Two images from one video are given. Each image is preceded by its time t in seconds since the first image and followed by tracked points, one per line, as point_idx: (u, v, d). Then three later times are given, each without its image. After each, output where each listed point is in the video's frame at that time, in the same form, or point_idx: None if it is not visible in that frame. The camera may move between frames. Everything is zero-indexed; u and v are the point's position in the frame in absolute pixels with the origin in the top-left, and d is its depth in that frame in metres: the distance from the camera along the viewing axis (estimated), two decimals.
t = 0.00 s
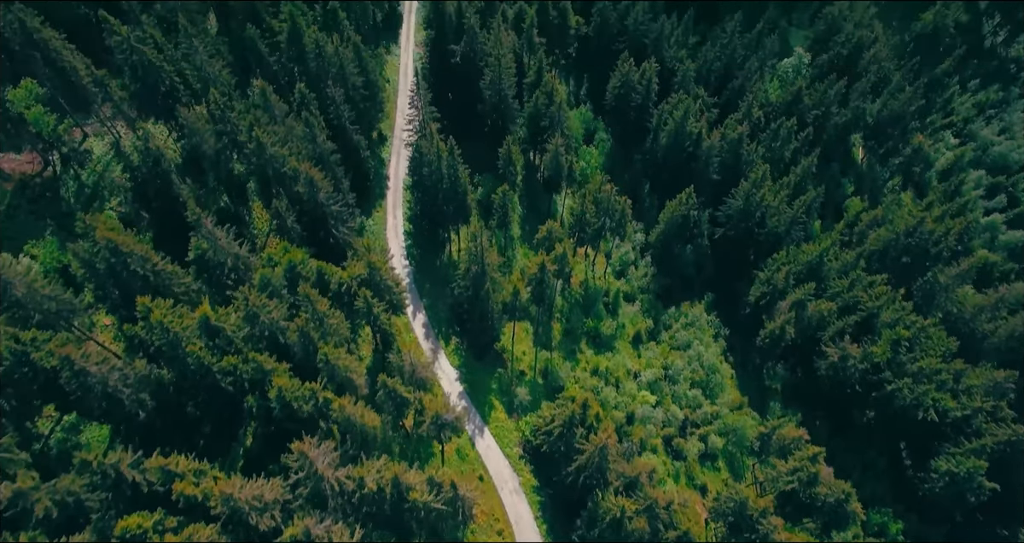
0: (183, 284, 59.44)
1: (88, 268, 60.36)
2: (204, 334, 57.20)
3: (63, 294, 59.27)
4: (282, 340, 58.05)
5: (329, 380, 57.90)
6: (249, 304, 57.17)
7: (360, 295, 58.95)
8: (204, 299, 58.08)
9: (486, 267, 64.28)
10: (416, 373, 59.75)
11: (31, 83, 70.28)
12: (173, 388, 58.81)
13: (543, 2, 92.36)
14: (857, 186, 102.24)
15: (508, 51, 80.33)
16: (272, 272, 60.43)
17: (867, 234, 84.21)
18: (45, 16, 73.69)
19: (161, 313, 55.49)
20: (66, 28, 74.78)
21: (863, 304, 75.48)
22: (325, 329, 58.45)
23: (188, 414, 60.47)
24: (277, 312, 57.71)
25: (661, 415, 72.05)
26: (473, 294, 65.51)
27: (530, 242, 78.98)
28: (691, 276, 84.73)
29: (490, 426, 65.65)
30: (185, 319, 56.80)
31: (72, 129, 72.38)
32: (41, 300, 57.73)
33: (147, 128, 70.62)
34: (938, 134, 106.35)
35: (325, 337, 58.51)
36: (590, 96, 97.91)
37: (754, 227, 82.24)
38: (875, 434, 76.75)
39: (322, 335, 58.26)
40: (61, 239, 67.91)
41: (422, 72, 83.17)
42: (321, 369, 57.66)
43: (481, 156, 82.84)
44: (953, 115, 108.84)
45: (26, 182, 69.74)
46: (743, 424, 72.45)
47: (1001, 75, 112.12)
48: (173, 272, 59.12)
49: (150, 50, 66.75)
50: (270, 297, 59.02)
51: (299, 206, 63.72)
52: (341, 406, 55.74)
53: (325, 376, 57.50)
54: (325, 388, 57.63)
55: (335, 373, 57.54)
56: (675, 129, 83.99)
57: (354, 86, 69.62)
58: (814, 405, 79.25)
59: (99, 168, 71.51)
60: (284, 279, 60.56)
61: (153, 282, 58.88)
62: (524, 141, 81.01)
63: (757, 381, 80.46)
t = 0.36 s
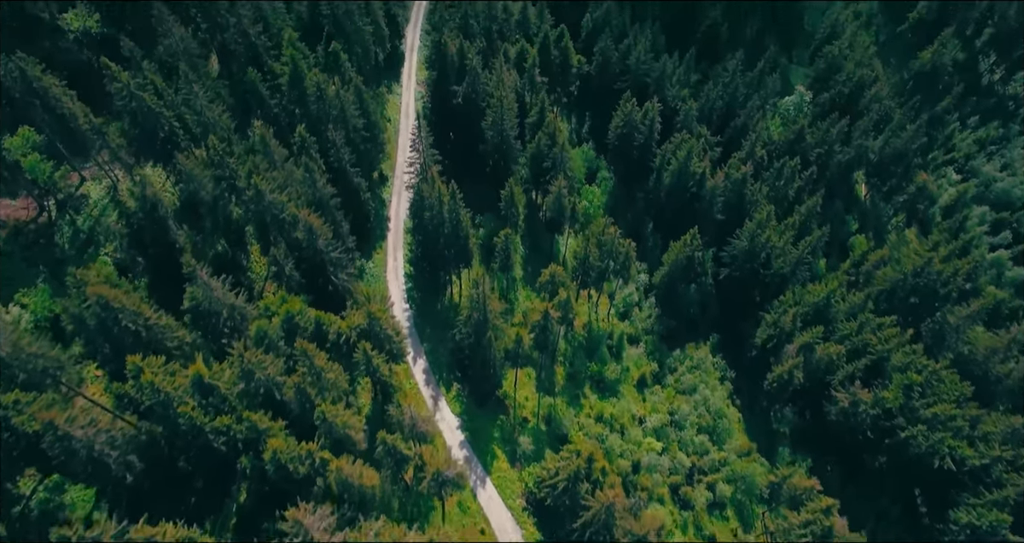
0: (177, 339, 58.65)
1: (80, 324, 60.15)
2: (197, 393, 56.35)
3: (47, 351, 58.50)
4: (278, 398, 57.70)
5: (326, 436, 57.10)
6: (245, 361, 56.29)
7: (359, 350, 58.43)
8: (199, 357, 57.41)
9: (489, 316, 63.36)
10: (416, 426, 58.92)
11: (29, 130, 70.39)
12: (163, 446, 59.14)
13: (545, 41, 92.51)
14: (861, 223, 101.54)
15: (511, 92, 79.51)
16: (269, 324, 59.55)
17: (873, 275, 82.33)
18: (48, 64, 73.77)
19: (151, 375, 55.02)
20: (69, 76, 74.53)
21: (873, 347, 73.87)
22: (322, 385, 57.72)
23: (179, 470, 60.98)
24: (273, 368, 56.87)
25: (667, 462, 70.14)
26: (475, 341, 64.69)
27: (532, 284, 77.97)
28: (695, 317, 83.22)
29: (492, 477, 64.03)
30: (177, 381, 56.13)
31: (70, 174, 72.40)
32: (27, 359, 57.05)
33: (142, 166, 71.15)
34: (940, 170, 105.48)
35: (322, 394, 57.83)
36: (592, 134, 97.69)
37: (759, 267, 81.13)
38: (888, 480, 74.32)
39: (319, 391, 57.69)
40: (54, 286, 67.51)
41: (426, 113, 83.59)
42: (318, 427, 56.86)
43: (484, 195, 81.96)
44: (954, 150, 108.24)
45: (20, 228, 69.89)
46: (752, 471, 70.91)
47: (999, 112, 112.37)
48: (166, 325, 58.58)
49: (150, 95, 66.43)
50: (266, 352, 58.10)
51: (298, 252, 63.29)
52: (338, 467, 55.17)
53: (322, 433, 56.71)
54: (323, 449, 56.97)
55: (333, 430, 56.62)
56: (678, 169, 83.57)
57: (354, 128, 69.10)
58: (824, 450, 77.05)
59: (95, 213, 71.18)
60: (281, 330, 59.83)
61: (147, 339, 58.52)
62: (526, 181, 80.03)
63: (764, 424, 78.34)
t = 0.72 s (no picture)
0: (167, 395, 57.94)
1: (66, 384, 60.19)
2: (187, 454, 56.02)
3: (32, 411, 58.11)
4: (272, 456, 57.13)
5: (322, 496, 56.56)
6: (238, 423, 56.22)
7: (357, 404, 57.77)
8: (188, 417, 57.18)
9: (492, 366, 62.55)
10: (416, 482, 56.73)
11: (24, 177, 70.62)
12: (151, 504, 57.38)
13: (547, 80, 92.38)
14: (867, 260, 99.56)
15: (513, 130, 79.59)
16: (264, 377, 59.28)
17: (882, 315, 80.19)
18: (45, 109, 72.51)
19: (138, 439, 54.69)
20: (70, 115, 73.72)
21: (885, 392, 72.31)
22: (318, 441, 56.76)
23: (170, 524, 58.03)
24: (268, 426, 56.59)
25: (674, 512, 67.40)
26: (477, 389, 63.80)
27: (535, 326, 76.58)
28: (701, 358, 80.94)
29: (493, 528, 63.28)
30: (167, 442, 55.67)
31: (65, 218, 71.39)
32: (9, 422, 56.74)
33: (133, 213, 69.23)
34: (946, 206, 103.62)
35: (317, 453, 57.09)
36: (595, 171, 97.04)
37: (766, 308, 79.38)
38: (903, 529, 72.94)
39: (315, 450, 56.95)
40: (44, 334, 66.52)
41: (428, 153, 83.98)
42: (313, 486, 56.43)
43: (489, 235, 80.98)
44: (958, 186, 107.45)
45: (11, 273, 68.22)
46: (763, 520, 67.51)
47: (1001, 147, 111.78)
48: (157, 381, 57.71)
49: (148, 140, 66.18)
50: (261, 410, 57.77)
51: (296, 299, 63.03)
52: (334, 532, 54.40)
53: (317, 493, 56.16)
54: (316, 511, 56.54)
55: (329, 490, 55.90)
56: (682, 209, 82.82)
57: (355, 170, 68.59)
58: (838, 497, 74.76)
59: (90, 258, 70.00)
60: (277, 384, 59.59)
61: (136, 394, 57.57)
62: (529, 221, 79.21)
63: (774, 470, 75.90)
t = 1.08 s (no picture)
0: (156, 456, 56.71)
1: (47, 446, 56.28)
2: (176, 519, 55.16)
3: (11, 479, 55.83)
4: (265, 519, 55.42)
5: None
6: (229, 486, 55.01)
7: (355, 461, 56.88)
8: (176, 482, 56.27)
9: (493, 416, 60.76)
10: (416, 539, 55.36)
11: (15, 225, 72.13)
12: None
13: (549, 117, 91.77)
14: (873, 297, 97.83)
15: (515, 169, 78.41)
16: (259, 432, 57.89)
17: (892, 356, 77.71)
18: (40, 151, 72.08)
19: (120, 508, 53.36)
20: (66, 157, 73.37)
21: (900, 438, 70.12)
22: (312, 503, 55.03)
23: None
24: (260, 487, 54.82)
25: None
26: (478, 440, 62.19)
27: (537, 368, 74.90)
28: (707, 399, 79.79)
29: None
30: (157, 506, 54.88)
31: (57, 262, 71.79)
32: None
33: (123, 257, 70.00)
34: (950, 240, 103.38)
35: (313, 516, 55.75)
36: (597, 208, 96.50)
37: (773, 349, 77.81)
38: None
39: (310, 511, 55.19)
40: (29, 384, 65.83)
41: (429, 192, 83.24)
42: None
43: (490, 275, 80.20)
44: (962, 220, 106.40)
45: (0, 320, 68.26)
46: None
47: (1004, 183, 111.29)
48: (144, 440, 56.25)
49: (143, 185, 65.48)
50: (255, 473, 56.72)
51: (292, 348, 61.68)
52: None
53: None
54: None
55: None
56: (686, 248, 81.46)
57: (355, 212, 67.88)
58: None
59: (81, 303, 70.51)
60: (271, 440, 58.25)
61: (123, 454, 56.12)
62: (530, 260, 78.43)
63: (784, 517, 74.08)
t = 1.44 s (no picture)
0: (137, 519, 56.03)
1: (20, 514, 54.63)
2: None
3: None
4: None
5: None
6: None
7: (351, 520, 55.85)
8: None
9: (495, 467, 59.81)
10: None
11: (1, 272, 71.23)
12: None
13: (551, 154, 90.81)
14: (881, 333, 94.85)
15: (517, 208, 77.27)
16: (251, 489, 55.52)
17: (905, 398, 75.47)
18: (34, 194, 71.45)
19: None
20: (61, 198, 72.95)
21: (918, 486, 68.84)
22: None
23: None
24: None
25: None
26: (480, 491, 60.82)
27: (541, 412, 72.95)
28: (714, 442, 77.49)
29: None
30: None
31: (47, 307, 71.47)
32: None
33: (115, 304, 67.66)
34: (957, 275, 101.92)
35: None
36: (600, 246, 95.45)
37: (782, 392, 75.69)
38: None
39: None
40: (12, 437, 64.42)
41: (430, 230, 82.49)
42: None
43: (492, 315, 78.95)
44: (969, 255, 104.93)
45: None
46: None
47: (1009, 216, 110.45)
48: (128, 504, 55.72)
49: (136, 230, 65.02)
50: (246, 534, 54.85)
51: (289, 398, 60.87)
52: None
53: None
54: None
55: None
56: (691, 288, 80.47)
57: (354, 253, 66.81)
58: None
59: (70, 349, 69.20)
60: (264, 496, 56.06)
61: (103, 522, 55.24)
62: (533, 300, 77.38)
63: None
